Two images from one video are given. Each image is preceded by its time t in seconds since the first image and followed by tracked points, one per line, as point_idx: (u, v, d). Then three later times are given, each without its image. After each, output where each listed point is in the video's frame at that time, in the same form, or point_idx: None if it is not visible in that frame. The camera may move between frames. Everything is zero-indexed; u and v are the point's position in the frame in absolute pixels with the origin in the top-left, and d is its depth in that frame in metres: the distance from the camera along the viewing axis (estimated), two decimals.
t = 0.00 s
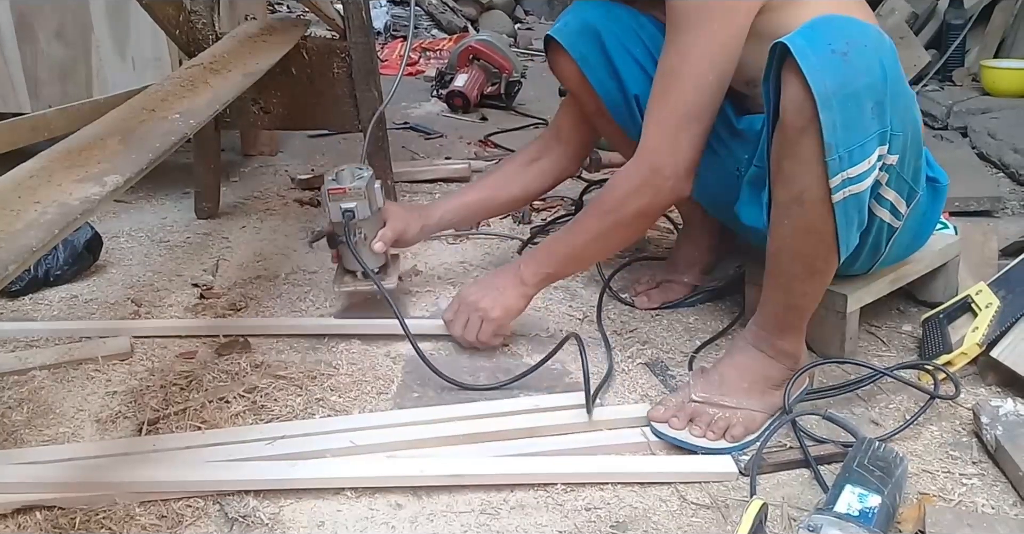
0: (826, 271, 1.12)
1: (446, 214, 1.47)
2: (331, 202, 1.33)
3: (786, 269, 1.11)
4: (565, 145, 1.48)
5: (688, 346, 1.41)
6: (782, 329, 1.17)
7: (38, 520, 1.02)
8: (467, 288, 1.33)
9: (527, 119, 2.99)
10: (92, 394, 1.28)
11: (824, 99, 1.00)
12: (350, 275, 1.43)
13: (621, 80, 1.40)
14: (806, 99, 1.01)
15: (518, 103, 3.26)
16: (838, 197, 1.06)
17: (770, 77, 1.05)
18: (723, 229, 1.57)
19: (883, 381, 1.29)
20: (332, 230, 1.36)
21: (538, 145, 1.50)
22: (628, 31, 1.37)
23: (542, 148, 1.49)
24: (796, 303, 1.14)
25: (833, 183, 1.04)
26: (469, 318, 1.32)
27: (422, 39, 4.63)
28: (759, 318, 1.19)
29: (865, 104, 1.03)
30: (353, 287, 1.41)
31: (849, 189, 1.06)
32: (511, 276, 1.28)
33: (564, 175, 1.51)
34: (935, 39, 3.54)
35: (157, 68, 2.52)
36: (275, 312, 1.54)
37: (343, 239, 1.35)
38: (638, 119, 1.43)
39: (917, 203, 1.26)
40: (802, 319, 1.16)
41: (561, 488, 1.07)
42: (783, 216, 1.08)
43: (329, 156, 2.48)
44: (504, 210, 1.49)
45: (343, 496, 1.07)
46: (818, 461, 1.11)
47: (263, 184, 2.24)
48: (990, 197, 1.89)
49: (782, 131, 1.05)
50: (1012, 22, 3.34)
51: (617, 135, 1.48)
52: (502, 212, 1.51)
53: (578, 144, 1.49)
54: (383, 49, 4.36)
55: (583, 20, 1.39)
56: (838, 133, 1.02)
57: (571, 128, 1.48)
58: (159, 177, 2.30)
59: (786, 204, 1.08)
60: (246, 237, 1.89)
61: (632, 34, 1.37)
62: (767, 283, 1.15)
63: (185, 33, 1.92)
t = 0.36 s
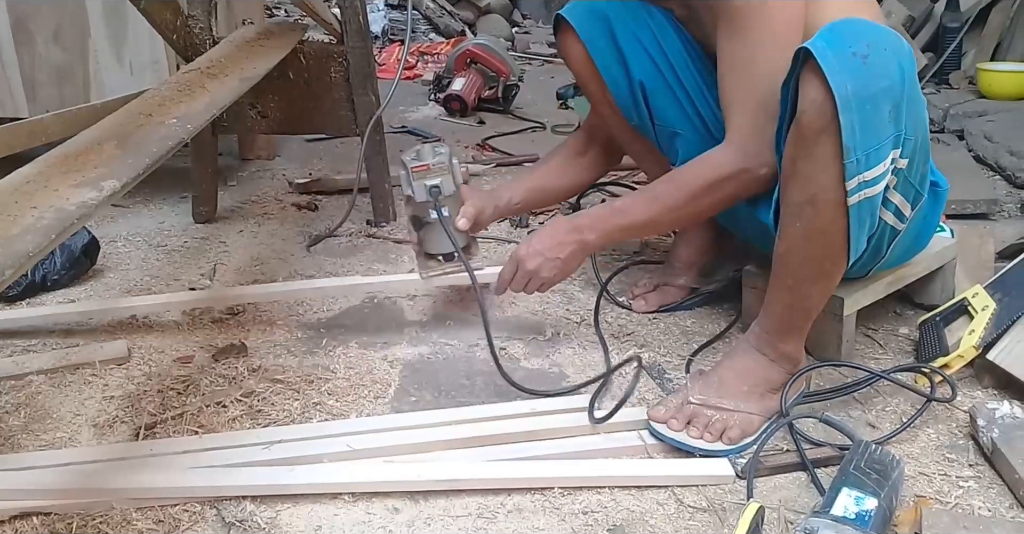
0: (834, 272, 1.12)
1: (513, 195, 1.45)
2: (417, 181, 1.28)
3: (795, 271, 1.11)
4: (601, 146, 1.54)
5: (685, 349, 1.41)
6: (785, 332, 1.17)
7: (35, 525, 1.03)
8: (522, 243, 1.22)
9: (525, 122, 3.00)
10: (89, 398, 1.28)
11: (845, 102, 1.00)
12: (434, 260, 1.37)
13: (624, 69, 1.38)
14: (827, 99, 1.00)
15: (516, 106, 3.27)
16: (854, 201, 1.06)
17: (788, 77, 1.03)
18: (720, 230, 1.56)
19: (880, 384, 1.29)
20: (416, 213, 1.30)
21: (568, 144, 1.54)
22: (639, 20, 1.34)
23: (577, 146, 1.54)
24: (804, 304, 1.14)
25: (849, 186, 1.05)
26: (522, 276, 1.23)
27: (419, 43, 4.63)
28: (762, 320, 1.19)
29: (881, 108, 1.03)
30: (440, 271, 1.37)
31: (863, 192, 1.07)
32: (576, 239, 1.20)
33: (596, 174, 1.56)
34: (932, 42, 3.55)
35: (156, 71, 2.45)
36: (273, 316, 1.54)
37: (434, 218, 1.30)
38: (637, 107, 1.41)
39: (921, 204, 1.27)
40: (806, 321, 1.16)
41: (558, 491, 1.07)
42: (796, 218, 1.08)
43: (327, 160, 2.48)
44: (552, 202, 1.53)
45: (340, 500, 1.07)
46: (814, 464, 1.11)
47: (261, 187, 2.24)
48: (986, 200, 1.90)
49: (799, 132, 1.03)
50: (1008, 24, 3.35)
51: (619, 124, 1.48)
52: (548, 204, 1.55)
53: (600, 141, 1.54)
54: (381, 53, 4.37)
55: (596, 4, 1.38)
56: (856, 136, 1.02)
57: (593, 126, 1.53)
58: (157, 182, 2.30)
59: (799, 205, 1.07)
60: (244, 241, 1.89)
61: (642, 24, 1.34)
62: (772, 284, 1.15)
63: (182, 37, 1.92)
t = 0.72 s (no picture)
0: (843, 280, 1.13)
1: (532, 203, 1.49)
2: (449, 189, 1.32)
3: (805, 277, 1.12)
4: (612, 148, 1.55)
5: (677, 355, 1.42)
6: (787, 337, 1.17)
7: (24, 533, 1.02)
8: (542, 235, 1.26)
9: (518, 128, 3.00)
10: (80, 404, 1.28)
11: (874, 107, 0.99)
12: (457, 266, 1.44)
13: (623, 67, 1.39)
14: (857, 106, 0.99)
15: (509, 112, 3.28)
16: (873, 208, 1.06)
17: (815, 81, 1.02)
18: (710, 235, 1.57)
19: (870, 389, 1.30)
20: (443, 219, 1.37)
21: (580, 147, 1.56)
22: (640, 20, 1.35)
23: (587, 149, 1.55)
24: (807, 311, 1.15)
25: (870, 193, 1.04)
26: (541, 269, 1.27)
27: (413, 49, 4.64)
28: (764, 325, 1.19)
29: (907, 116, 1.03)
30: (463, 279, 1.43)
31: (883, 200, 1.07)
32: (594, 231, 1.23)
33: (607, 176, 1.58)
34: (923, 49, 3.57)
35: (147, 77, 2.38)
36: (264, 321, 1.54)
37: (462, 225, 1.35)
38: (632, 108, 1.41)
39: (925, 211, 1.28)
40: (807, 328, 1.17)
41: (549, 497, 1.07)
42: (813, 225, 1.07)
43: (320, 165, 2.48)
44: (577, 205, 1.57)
45: (331, 506, 1.07)
46: (805, 469, 1.11)
47: (254, 193, 2.24)
48: (976, 206, 1.91)
49: (823, 138, 1.02)
50: (999, 32, 3.37)
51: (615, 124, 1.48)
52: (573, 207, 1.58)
53: (603, 143, 1.55)
54: (373, 59, 4.37)
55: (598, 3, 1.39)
56: (882, 143, 1.01)
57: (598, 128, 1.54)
58: (150, 187, 2.29)
59: (817, 213, 1.06)
60: (236, 246, 1.89)
61: (643, 25, 1.35)
62: (778, 290, 1.15)
63: (175, 43, 1.92)
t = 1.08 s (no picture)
0: (850, 289, 1.14)
1: (503, 217, 1.47)
2: (408, 200, 1.31)
3: (815, 284, 1.11)
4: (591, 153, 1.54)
5: (673, 356, 1.42)
6: (790, 342, 1.17)
7: None
8: (563, 237, 1.26)
9: (515, 130, 3.01)
10: (75, 406, 1.27)
11: (902, 118, 0.99)
12: (422, 279, 1.41)
13: (619, 69, 1.38)
14: (886, 116, 1.00)
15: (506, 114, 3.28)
16: (890, 218, 1.07)
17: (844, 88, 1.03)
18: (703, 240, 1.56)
19: (866, 391, 1.30)
20: (406, 230, 1.34)
21: (562, 155, 1.54)
22: (636, 23, 1.36)
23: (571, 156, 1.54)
24: (813, 317, 1.15)
25: (890, 203, 1.05)
26: (562, 271, 1.28)
27: (409, 50, 4.65)
28: (764, 328, 1.19)
29: (931, 130, 1.04)
30: (426, 290, 1.41)
31: (900, 211, 1.08)
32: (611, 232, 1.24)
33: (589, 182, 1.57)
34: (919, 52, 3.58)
35: (143, 79, 2.50)
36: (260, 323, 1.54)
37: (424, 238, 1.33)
38: (627, 111, 1.40)
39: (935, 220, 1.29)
40: (808, 334, 1.17)
41: (545, 499, 1.07)
42: (827, 232, 1.07)
43: (317, 167, 2.48)
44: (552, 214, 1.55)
45: (326, 508, 1.07)
46: (801, 471, 1.11)
47: (250, 194, 2.24)
48: (971, 208, 1.91)
49: (847, 146, 1.03)
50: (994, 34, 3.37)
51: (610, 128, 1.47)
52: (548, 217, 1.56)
53: (595, 147, 1.54)
54: (370, 60, 4.37)
55: (592, 7, 1.39)
56: (905, 154, 1.02)
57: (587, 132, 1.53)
58: (146, 189, 2.29)
59: (833, 221, 1.07)
60: (232, 248, 1.89)
61: (639, 28, 1.36)
62: (783, 295, 1.15)
63: (171, 45, 1.92)
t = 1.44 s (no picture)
0: (853, 295, 1.14)
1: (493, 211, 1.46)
2: (391, 187, 1.31)
3: (821, 289, 1.11)
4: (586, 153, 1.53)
5: (672, 358, 1.42)
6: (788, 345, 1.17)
7: None
8: (566, 233, 1.26)
9: (513, 131, 3.00)
10: (74, 408, 1.27)
11: (923, 129, 0.99)
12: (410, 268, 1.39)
13: (617, 71, 1.39)
14: (907, 126, 0.99)
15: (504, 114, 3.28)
16: (902, 227, 1.07)
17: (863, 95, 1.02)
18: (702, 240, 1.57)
19: (864, 391, 1.30)
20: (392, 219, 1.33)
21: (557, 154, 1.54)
22: (634, 24, 1.36)
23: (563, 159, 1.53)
24: (815, 320, 1.15)
25: (903, 213, 1.06)
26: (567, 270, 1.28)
27: (408, 51, 4.65)
28: (764, 329, 1.18)
29: (948, 141, 1.04)
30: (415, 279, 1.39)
31: (911, 219, 1.08)
32: (613, 222, 1.23)
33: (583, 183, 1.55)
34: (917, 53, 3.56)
35: (142, 80, 2.50)
36: (257, 323, 1.54)
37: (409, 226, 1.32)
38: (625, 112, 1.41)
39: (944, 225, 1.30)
40: (807, 337, 1.17)
41: (544, 500, 1.07)
42: (838, 239, 1.07)
43: (315, 167, 2.48)
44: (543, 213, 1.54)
45: (326, 509, 1.07)
46: (800, 472, 1.11)
47: (248, 195, 2.24)
48: (970, 209, 1.92)
49: (864, 154, 1.02)
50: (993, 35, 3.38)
51: (609, 129, 1.47)
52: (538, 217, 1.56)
53: (591, 147, 1.53)
54: (369, 61, 4.38)
55: (591, 9, 1.40)
56: (922, 165, 1.02)
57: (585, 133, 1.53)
58: (144, 189, 2.29)
59: (844, 228, 1.07)
60: (231, 248, 1.89)
61: (637, 28, 1.36)
62: (785, 297, 1.15)
63: (169, 45, 1.92)
